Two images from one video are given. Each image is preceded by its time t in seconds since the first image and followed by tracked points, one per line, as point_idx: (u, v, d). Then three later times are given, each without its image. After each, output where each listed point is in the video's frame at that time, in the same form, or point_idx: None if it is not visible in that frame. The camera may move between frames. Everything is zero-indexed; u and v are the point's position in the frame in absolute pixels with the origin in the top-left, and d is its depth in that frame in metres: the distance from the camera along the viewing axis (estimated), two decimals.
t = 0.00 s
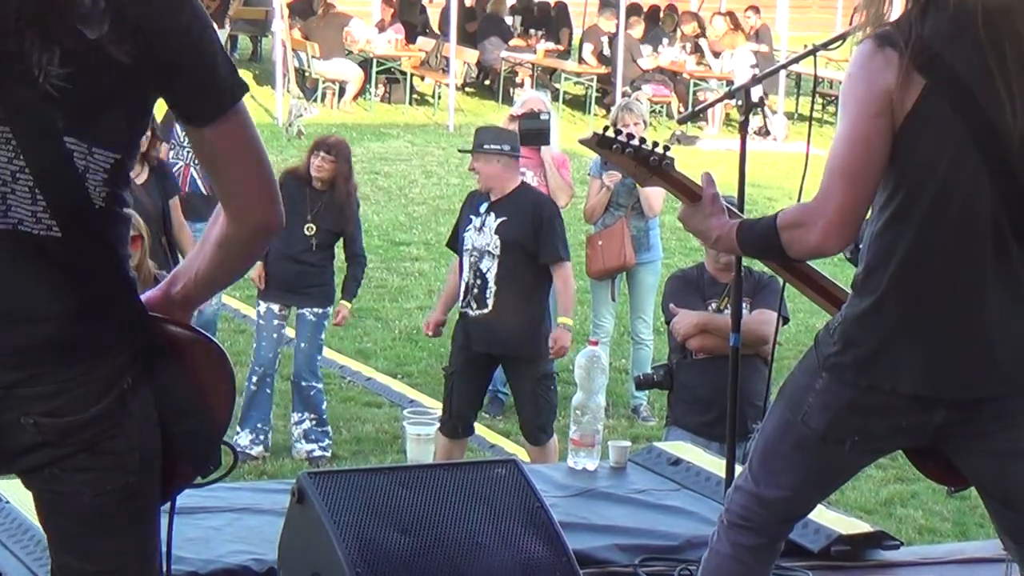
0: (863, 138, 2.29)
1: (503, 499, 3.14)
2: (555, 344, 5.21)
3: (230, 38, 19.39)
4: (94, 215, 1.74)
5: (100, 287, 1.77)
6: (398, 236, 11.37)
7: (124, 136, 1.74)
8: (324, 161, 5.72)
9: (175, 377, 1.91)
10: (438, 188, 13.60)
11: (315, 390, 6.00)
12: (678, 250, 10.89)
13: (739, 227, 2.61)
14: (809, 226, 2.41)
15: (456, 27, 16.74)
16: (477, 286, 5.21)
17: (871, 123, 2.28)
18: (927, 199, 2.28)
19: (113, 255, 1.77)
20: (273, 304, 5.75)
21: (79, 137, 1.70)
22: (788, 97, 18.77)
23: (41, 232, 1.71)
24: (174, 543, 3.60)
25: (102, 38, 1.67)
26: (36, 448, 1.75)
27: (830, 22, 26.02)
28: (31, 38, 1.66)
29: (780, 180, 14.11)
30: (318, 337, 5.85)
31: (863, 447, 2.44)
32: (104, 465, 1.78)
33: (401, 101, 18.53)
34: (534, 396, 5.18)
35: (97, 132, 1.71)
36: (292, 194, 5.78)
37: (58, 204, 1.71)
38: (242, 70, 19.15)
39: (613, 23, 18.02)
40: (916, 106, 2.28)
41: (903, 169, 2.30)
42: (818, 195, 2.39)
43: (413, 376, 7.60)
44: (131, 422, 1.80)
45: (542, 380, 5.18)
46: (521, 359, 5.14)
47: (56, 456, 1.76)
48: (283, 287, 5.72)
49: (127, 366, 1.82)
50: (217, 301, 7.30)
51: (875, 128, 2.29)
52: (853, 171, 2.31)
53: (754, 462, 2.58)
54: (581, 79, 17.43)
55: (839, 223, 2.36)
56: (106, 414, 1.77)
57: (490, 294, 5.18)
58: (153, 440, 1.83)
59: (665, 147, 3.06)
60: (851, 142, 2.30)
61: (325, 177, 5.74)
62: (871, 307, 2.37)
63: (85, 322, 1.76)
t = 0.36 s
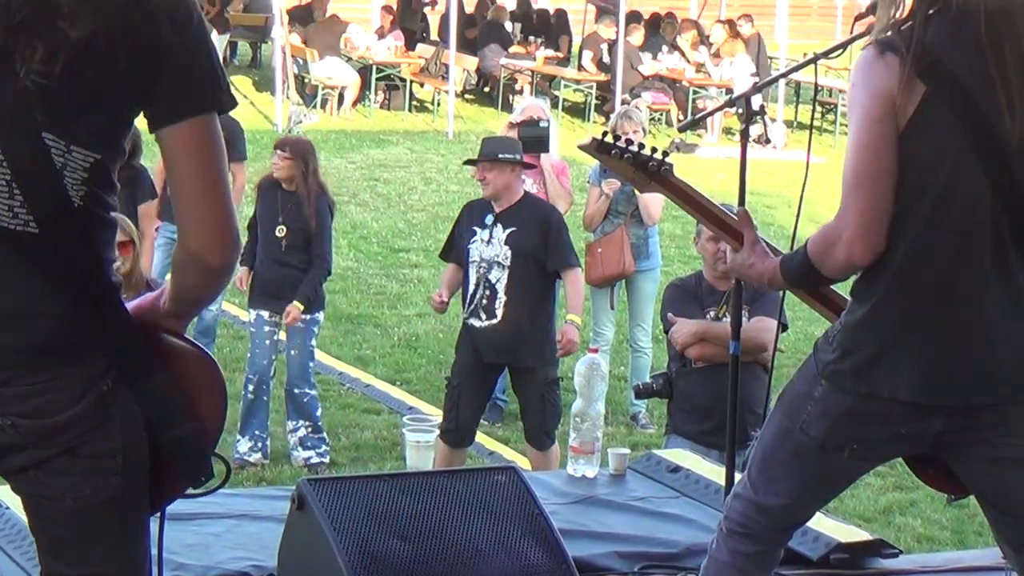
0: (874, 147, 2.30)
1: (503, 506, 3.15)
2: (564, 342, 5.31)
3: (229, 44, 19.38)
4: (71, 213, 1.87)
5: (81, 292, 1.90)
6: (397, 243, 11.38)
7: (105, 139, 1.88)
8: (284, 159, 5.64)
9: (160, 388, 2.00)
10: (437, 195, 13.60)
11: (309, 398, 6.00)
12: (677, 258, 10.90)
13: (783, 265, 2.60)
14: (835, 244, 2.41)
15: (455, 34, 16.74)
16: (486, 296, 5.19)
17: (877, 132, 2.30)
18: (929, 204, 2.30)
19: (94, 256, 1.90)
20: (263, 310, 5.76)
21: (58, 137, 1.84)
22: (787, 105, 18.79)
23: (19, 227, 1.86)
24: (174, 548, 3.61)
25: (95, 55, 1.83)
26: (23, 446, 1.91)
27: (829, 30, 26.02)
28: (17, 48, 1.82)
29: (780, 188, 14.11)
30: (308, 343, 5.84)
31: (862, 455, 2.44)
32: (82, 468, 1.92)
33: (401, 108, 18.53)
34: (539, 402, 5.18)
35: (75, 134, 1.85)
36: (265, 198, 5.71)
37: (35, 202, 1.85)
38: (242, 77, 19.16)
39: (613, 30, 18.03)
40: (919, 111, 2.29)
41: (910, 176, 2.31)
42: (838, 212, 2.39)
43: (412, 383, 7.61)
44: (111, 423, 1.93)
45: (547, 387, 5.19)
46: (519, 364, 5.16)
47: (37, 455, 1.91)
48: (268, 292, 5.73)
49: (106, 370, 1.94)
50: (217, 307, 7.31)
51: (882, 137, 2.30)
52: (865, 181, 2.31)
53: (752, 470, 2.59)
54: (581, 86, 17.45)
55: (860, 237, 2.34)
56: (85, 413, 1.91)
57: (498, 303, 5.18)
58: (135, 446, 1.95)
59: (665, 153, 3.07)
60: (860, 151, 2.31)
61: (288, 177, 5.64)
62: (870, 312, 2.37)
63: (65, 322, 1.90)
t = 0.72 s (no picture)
0: (874, 160, 2.30)
1: (501, 516, 3.15)
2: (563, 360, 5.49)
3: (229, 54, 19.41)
4: (38, 212, 1.83)
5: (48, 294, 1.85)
6: (396, 253, 11.39)
7: (72, 135, 1.84)
8: (260, 167, 5.74)
9: (133, 394, 1.97)
10: (436, 205, 13.62)
11: (310, 403, 5.97)
12: (676, 269, 10.91)
13: (775, 263, 2.58)
14: (832, 253, 2.39)
15: (455, 45, 16.77)
16: (491, 309, 5.20)
17: (876, 146, 2.30)
18: (929, 217, 2.31)
19: (61, 256, 1.86)
20: (257, 320, 5.76)
21: (21, 132, 1.80)
22: (786, 117, 18.83)
23: None
24: (173, 559, 3.61)
25: (52, 50, 1.79)
26: None
27: (829, 42, 26.08)
28: None
29: (778, 200, 14.13)
30: (308, 349, 5.86)
31: (862, 467, 2.45)
32: (53, 470, 1.87)
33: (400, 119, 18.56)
34: (531, 416, 5.18)
35: (39, 129, 1.81)
36: (242, 209, 5.85)
37: None
38: (241, 87, 19.18)
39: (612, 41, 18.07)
40: (919, 126, 2.30)
41: (910, 189, 2.31)
42: (835, 223, 2.38)
43: (411, 393, 7.61)
44: (80, 427, 1.88)
45: (538, 402, 5.19)
46: (518, 375, 5.17)
47: (8, 460, 1.86)
48: (260, 298, 5.74)
49: (74, 373, 1.89)
50: (216, 317, 7.31)
51: (881, 151, 2.30)
52: (865, 194, 2.31)
53: (752, 481, 2.59)
54: (580, 97, 17.48)
55: (858, 249, 2.33)
56: (53, 418, 1.86)
57: (505, 317, 5.20)
58: (106, 451, 1.90)
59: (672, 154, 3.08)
60: (860, 164, 2.31)
61: (262, 182, 5.76)
62: (871, 325, 2.38)
63: (29, 323, 1.85)
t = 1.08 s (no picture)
0: (871, 169, 2.31)
1: (496, 529, 3.15)
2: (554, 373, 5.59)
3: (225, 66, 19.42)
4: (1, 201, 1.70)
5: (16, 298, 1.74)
6: (392, 266, 11.39)
7: (33, 118, 1.72)
8: (283, 182, 5.85)
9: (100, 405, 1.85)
10: (431, 218, 13.62)
11: (309, 415, 5.98)
12: (671, 282, 10.93)
13: (771, 277, 2.58)
14: (829, 261, 2.39)
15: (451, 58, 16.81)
16: (490, 318, 5.19)
17: (874, 154, 2.31)
18: (926, 226, 2.32)
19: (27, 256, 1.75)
20: (264, 332, 5.83)
21: None
22: (781, 130, 18.89)
23: None
24: (168, 571, 3.60)
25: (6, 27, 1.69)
26: None
27: (823, 55, 26.16)
28: None
29: (773, 213, 14.16)
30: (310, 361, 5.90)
31: (858, 479, 2.45)
32: (25, 484, 1.77)
33: (396, 131, 18.57)
34: (525, 426, 5.19)
35: None
36: (257, 223, 5.91)
37: None
38: (237, 98, 19.19)
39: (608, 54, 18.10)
40: (916, 135, 2.31)
41: (907, 198, 2.32)
42: (831, 231, 2.38)
43: (406, 406, 7.60)
44: (48, 443, 1.79)
45: (532, 412, 5.21)
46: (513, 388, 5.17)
47: None
48: (272, 312, 5.84)
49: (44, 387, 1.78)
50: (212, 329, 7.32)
51: (878, 159, 2.31)
52: (863, 202, 2.31)
53: (748, 494, 2.59)
54: (576, 110, 17.51)
55: (855, 256, 2.33)
56: (21, 431, 1.76)
57: (503, 326, 5.20)
58: (78, 468, 1.81)
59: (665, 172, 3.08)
60: (858, 173, 2.32)
61: (285, 196, 5.88)
62: (868, 336, 2.38)
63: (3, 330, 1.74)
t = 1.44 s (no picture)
0: (859, 177, 2.30)
1: (487, 540, 3.12)
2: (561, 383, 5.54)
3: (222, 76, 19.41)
4: None
5: None
6: (388, 276, 11.37)
7: None
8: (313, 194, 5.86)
9: (61, 415, 1.96)
10: (428, 228, 13.61)
11: (310, 426, 5.94)
12: (667, 292, 10.91)
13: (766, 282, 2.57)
14: (819, 268, 2.39)
15: (447, 68, 16.79)
16: (478, 327, 5.18)
17: (862, 162, 2.31)
18: (917, 235, 2.30)
19: None
20: (270, 343, 5.84)
21: None
22: (778, 140, 18.89)
23: None
24: None
25: None
26: None
27: (821, 65, 26.16)
28: None
29: (770, 223, 14.15)
30: (316, 372, 5.90)
31: (852, 490, 2.43)
32: None
33: (393, 141, 18.55)
34: (520, 439, 5.13)
35: None
36: (281, 232, 5.90)
37: None
38: (233, 108, 19.17)
39: (604, 64, 18.10)
40: (905, 141, 2.30)
41: (896, 207, 2.32)
42: (821, 238, 2.39)
43: (401, 415, 7.58)
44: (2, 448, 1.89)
45: (527, 424, 5.14)
46: (507, 399, 5.15)
47: None
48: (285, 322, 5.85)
49: None
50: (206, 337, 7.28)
51: (867, 167, 2.30)
52: (852, 210, 2.31)
53: (741, 504, 2.57)
54: (572, 120, 17.52)
55: (845, 262, 2.33)
56: None
57: (492, 334, 5.18)
58: (31, 475, 1.91)
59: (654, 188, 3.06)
60: (847, 180, 2.32)
61: (312, 208, 5.91)
62: (860, 345, 2.37)
63: None
